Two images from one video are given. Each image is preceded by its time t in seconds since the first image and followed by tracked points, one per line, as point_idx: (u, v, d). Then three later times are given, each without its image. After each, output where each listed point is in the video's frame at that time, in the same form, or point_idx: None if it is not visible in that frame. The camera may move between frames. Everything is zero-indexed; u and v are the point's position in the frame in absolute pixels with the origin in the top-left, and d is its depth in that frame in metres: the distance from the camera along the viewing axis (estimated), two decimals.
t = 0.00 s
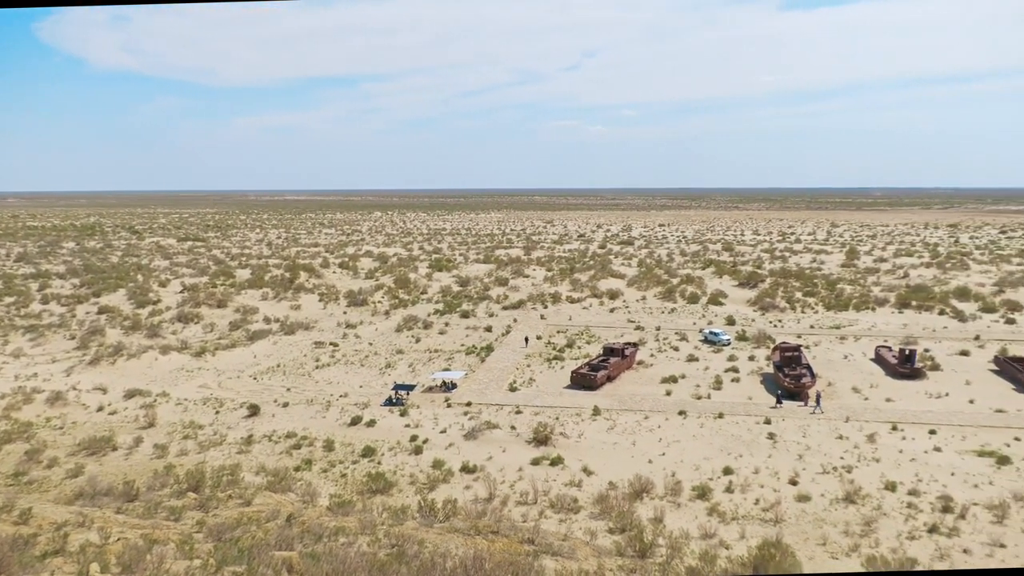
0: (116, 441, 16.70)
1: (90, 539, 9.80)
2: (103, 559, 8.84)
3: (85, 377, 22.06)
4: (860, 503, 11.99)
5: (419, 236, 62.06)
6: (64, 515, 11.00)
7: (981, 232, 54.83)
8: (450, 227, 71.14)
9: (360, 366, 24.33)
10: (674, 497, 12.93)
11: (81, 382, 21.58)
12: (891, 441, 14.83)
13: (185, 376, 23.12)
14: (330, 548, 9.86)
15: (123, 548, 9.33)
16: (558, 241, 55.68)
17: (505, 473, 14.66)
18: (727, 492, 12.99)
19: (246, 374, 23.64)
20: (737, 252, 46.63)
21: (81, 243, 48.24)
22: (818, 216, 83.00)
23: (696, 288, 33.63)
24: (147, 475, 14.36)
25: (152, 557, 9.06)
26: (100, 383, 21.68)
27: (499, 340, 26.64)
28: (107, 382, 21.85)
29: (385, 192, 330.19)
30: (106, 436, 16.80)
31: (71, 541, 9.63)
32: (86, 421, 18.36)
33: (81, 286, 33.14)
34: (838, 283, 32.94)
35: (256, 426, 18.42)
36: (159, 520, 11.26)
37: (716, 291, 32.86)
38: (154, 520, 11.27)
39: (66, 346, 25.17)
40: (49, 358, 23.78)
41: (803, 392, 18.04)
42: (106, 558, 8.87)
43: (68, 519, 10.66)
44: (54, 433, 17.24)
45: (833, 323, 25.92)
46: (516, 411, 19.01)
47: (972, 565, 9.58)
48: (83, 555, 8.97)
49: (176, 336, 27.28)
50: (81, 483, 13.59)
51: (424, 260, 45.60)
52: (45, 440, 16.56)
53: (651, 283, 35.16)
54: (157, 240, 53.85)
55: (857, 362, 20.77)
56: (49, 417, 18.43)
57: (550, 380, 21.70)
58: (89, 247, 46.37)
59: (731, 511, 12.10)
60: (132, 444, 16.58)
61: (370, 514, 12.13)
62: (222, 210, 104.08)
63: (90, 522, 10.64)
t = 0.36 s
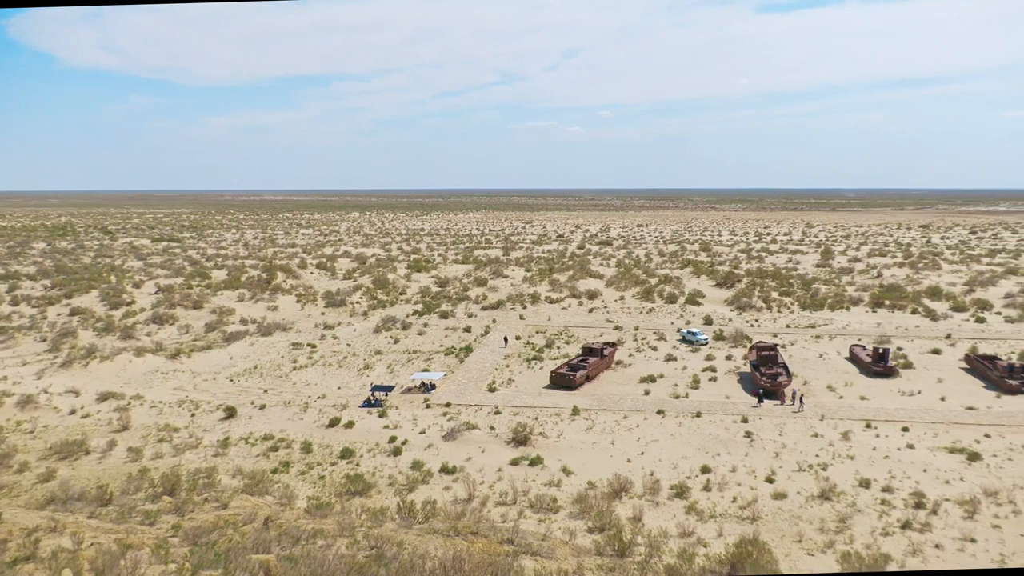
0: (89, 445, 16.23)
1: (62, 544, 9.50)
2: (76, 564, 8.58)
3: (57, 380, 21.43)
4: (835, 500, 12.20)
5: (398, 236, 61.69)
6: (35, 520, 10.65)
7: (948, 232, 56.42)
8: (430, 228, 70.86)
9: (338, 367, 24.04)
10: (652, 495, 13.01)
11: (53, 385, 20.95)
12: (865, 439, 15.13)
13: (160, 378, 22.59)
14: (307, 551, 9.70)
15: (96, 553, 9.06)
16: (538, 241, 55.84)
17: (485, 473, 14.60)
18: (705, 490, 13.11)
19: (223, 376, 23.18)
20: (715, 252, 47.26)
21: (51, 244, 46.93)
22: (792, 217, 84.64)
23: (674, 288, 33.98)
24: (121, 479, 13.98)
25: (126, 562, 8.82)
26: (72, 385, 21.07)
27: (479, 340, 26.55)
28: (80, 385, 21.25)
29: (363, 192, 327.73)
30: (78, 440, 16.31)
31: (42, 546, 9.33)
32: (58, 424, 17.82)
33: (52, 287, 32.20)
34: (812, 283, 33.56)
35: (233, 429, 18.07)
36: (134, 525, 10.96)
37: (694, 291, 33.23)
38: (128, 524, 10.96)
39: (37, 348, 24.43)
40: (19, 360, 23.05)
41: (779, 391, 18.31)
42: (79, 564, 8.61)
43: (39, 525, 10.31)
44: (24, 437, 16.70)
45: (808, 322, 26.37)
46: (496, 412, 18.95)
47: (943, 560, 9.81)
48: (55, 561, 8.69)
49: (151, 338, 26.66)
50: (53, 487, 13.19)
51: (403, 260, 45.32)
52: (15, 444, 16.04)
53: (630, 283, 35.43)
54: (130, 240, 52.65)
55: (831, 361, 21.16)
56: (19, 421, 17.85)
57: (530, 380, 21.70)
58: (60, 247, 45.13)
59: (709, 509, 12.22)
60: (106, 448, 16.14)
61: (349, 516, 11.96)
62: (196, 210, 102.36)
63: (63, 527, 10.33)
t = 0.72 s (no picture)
0: (63, 448, 15.79)
1: (36, 550, 9.22)
2: (50, 570, 8.33)
3: (30, 382, 20.85)
4: (813, 497, 12.39)
5: (379, 236, 61.24)
6: (7, 525, 10.33)
7: (921, 233, 57.69)
8: (411, 228, 70.49)
9: (318, 368, 23.77)
10: (633, 495, 13.07)
11: (25, 387, 20.37)
12: (843, 437, 15.38)
13: (137, 380, 22.11)
14: (288, 554, 9.55)
15: (72, 558, 8.82)
16: (519, 242, 55.93)
17: (467, 474, 14.53)
18: (686, 489, 13.21)
19: (201, 377, 22.76)
20: (694, 252, 47.79)
21: (22, 244, 45.73)
22: (770, 218, 86.03)
23: (654, 288, 34.27)
24: (96, 483, 13.62)
25: (102, 567, 8.60)
26: (45, 388, 20.51)
27: (460, 340, 26.48)
28: (54, 387, 20.70)
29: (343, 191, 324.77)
30: (52, 443, 15.86)
31: (16, 552, 9.05)
32: (31, 428, 17.32)
33: (25, 288, 31.33)
34: (790, 282, 34.07)
35: (212, 431, 17.74)
36: (110, 529, 10.68)
37: (675, 291, 33.52)
38: (104, 528, 10.68)
39: (9, 349, 23.75)
40: None
41: (757, 389, 18.55)
42: (54, 569, 8.37)
43: (12, 530, 10.00)
44: None
45: (787, 322, 26.75)
46: (477, 412, 18.90)
47: (919, 556, 10.01)
48: (28, 566, 8.43)
49: (127, 340, 26.08)
50: (26, 492, 12.80)
51: (384, 260, 45.01)
52: None
53: (610, 283, 35.64)
54: (106, 240, 51.51)
55: (810, 361, 21.49)
56: None
57: (511, 380, 21.67)
58: (33, 247, 44.01)
59: (690, 508, 12.32)
60: (81, 451, 15.73)
61: (329, 518, 11.82)
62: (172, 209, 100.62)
63: (37, 532, 10.03)
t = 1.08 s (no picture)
0: (38, 451, 15.37)
1: (10, 555, 8.94)
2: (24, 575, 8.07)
3: (3, 384, 20.28)
4: (793, 495, 12.55)
5: (360, 236, 60.73)
6: None
7: (898, 234, 58.83)
8: (393, 228, 70.02)
9: (299, 369, 23.47)
10: (615, 494, 13.12)
11: None
12: (822, 435, 15.61)
13: (114, 381, 21.62)
14: (268, 556, 9.39)
15: (47, 563, 8.58)
16: (501, 242, 55.93)
17: (449, 474, 14.46)
18: (667, 488, 13.30)
19: (180, 379, 22.34)
20: (675, 252, 48.20)
21: None
22: (750, 218, 87.17)
23: (635, 288, 34.48)
24: (72, 486, 13.27)
25: (78, 572, 8.37)
26: (19, 390, 19.95)
27: (442, 341, 26.36)
28: (28, 389, 20.15)
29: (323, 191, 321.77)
30: (26, 446, 15.43)
31: None
32: (4, 430, 16.83)
33: None
34: (770, 282, 34.51)
35: (191, 433, 17.40)
36: (85, 533, 10.40)
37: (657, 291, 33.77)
38: (80, 532, 10.39)
39: None
40: None
41: (737, 389, 18.75)
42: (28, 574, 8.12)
43: None
44: None
45: (766, 321, 27.09)
46: (459, 412, 18.82)
47: (895, 552, 10.19)
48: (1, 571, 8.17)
49: (104, 341, 25.51)
50: None
51: (366, 261, 44.66)
52: None
53: (592, 283, 35.78)
54: (81, 240, 50.37)
55: (789, 360, 21.78)
56: None
57: (493, 380, 21.63)
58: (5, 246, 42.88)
59: (671, 507, 12.40)
60: (56, 454, 15.32)
61: (310, 520, 11.66)
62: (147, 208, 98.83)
63: (10, 537, 9.73)
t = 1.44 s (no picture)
0: (10, 454, 14.91)
1: None
2: None
3: None
4: (771, 493, 12.71)
5: (341, 236, 60.11)
6: None
7: (874, 235, 59.98)
8: (374, 228, 69.45)
9: (278, 370, 23.15)
10: (596, 493, 13.15)
11: None
12: (800, 433, 15.84)
13: (90, 382, 21.08)
14: (247, 558, 9.22)
15: (18, 568, 8.31)
16: (481, 242, 55.82)
17: (429, 474, 14.38)
18: (647, 487, 13.37)
19: (156, 380, 21.87)
20: (655, 252, 48.57)
21: None
22: (729, 218, 88.19)
23: (616, 287, 34.67)
24: (46, 489, 12.90)
25: None
26: None
27: (422, 341, 26.21)
28: None
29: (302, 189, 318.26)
30: None
31: None
32: None
33: None
34: (749, 282, 34.94)
35: (168, 434, 17.04)
36: (59, 536, 10.10)
37: (637, 291, 33.99)
38: (54, 536, 10.11)
39: None
40: None
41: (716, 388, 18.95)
42: None
43: None
44: None
45: (745, 321, 27.42)
46: (440, 412, 18.72)
47: (871, 548, 10.38)
48: None
49: (79, 342, 24.86)
50: None
51: (346, 260, 44.24)
52: None
53: (573, 283, 35.88)
54: (54, 239, 49.09)
55: (767, 359, 22.07)
56: None
57: (474, 380, 21.57)
58: None
59: (651, 506, 12.47)
60: (29, 456, 14.89)
61: (289, 521, 11.49)
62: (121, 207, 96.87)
63: None
